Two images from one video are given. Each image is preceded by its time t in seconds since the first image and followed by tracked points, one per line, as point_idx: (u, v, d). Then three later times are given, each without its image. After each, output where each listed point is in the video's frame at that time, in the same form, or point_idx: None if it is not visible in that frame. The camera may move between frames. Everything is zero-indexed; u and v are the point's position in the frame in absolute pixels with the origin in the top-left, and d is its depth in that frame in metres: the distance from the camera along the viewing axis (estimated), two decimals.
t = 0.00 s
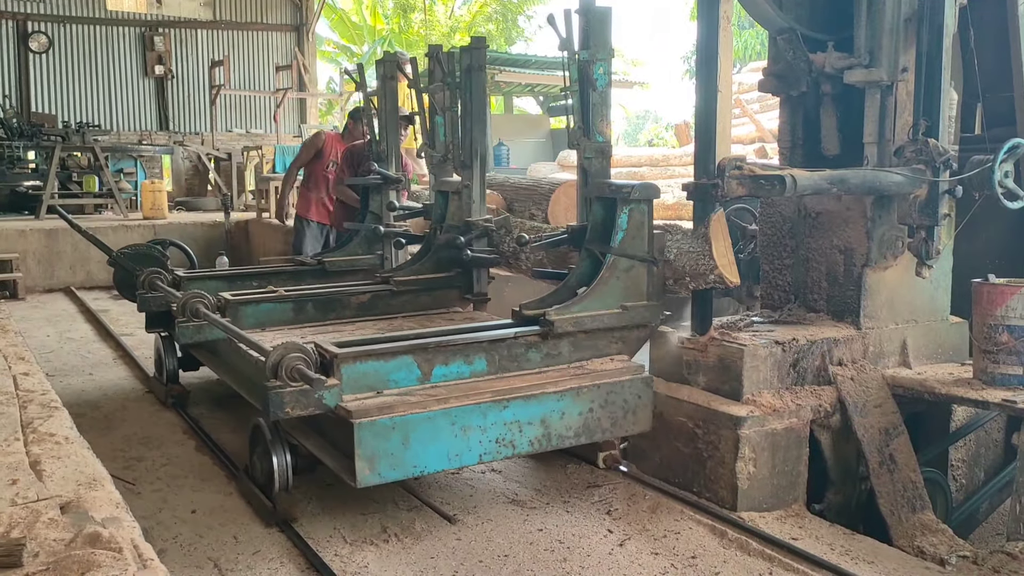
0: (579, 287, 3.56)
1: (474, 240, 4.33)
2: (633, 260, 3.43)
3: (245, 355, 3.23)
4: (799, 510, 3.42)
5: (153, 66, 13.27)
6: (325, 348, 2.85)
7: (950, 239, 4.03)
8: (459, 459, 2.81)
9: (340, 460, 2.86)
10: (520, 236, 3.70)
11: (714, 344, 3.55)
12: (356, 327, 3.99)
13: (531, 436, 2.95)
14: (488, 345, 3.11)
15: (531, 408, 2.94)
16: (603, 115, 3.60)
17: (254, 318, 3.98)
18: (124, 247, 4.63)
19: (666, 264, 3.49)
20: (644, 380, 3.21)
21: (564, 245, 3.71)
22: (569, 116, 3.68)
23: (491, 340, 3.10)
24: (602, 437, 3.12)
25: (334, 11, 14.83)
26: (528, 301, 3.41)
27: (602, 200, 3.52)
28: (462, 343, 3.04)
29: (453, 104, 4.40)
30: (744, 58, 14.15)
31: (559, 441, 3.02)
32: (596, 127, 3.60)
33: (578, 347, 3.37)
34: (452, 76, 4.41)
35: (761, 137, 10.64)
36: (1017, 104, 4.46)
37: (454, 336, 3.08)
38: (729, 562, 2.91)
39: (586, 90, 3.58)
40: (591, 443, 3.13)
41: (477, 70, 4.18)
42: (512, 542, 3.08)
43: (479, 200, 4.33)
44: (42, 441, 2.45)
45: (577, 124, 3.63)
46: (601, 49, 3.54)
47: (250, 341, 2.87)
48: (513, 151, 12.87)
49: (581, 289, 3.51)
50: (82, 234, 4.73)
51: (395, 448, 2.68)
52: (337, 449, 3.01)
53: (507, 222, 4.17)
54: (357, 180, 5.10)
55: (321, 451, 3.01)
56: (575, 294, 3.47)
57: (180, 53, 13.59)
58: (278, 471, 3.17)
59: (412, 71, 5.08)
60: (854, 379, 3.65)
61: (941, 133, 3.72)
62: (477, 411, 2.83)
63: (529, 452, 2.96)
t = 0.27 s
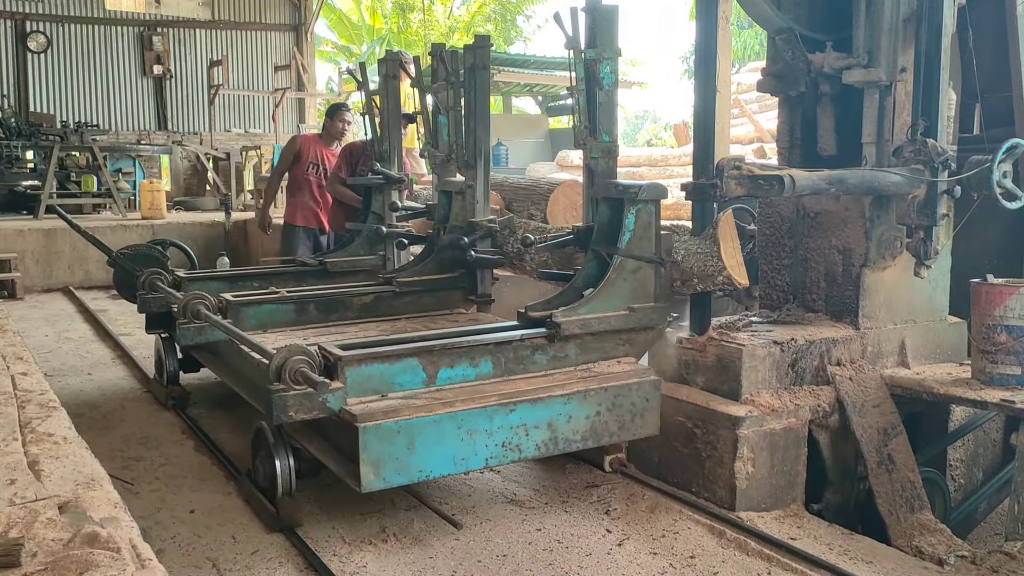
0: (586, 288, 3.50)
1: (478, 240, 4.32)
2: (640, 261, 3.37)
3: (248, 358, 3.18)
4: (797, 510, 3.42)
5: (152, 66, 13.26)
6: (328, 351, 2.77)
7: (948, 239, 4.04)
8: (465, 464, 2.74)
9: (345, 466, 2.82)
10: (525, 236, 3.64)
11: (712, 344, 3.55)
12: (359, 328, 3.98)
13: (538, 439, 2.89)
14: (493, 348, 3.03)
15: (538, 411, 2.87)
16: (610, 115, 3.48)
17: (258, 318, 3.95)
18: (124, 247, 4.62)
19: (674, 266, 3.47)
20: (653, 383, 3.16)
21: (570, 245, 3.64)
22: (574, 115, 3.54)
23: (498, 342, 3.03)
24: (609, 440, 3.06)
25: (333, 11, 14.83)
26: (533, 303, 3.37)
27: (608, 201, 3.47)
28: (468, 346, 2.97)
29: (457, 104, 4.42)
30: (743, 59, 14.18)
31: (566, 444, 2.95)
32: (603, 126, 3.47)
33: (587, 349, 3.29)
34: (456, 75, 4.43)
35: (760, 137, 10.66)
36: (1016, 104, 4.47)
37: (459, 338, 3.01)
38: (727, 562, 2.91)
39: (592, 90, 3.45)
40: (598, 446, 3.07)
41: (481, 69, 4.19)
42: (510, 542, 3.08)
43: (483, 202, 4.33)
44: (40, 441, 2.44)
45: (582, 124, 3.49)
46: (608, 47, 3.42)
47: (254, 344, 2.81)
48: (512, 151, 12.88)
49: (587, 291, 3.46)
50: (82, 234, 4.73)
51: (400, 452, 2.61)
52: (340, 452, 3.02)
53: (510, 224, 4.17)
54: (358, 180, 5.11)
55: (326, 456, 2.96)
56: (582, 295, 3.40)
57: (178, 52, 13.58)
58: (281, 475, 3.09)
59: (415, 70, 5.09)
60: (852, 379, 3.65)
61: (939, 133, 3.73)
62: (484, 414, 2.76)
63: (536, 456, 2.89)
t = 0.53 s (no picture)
0: (592, 290, 3.46)
1: (481, 240, 4.22)
2: (647, 262, 3.34)
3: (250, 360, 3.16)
4: (796, 510, 3.43)
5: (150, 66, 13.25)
6: (333, 354, 2.74)
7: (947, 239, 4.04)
8: (471, 468, 2.71)
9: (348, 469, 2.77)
10: (530, 237, 3.54)
11: (711, 344, 3.55)
12: (361, 330, 3.98)
13: (544, 443, 2.86)
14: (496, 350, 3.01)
15: (544, 415, 2.85)
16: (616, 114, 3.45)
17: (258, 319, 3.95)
18: (124, 248, 4.63)
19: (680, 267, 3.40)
20: (659, 385, 3.13)
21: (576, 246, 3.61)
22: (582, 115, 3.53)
23: (503, 345, 3.00)
24: (616, 444, 3.03)
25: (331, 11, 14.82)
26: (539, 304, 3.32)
27: (615, 201, 3.43)
28: (473, 349, 2.94)
29: (459, 104, 4.42)
30: (741, 59, 14.20)
31: (573, 449, 2.92)
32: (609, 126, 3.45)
33: (593, 351, 3.27)
34: (458, 74, 4.41)
35: (758, 137, 10.67)
36: (1015, 104, 4.48)
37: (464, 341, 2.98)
38: (726, 562, 2.91)
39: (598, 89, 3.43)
40: (604, 450, 3.04)
41: (485, 68, 4.19)
42: (509, 542, 3.08)
43: (486, 202, 4.28)
44: (39, 441, 2.45)
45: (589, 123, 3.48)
46: (614, 46, 3.39)
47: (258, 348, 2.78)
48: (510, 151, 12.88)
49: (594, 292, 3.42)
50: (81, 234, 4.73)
51: (405, 457, 2.58)
52: (344, 456, 2.91)
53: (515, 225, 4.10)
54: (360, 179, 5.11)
55: (330, 461, 2.87)
56: (588, 297, 3.36)
57: (176, 52, 13.57)
58: (284, 480, 3.09)
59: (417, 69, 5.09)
60: (850, 379, 3.66)
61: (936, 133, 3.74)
62: (489, 418, 2.73)
63: (542, 460, 2.86)
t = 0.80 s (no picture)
0: (597, 291, 3.45)
1: (484, 242, 4.24)
2: (653, 263, 3.31)
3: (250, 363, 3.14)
4: (793, 510, 3.43)
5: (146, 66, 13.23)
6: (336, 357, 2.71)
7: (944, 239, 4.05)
8: (477, 473, 2.71)
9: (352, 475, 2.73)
10: (535, 238, 3.49)
11: (709, 344, 3.55)
12: (362, 332, 3.97)
13: (550, 448, 2.86)
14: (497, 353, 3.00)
15: (550, 419, 2.84)
16: (621, 114, 3.41)
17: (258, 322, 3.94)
18: (122, 249, 4.61)
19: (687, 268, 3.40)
20: (666, 389, 3.12)
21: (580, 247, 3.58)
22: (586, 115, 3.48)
23: (509, 348, 2.97)
24: (622, 448, 3.04)
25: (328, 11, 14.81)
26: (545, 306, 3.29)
27: (621, 202, 3.41)
28: (478, 352, 2.91)
29: (461, 103, 4.39)
30: (737, 59, 14.23)
31: (580, 453, 2.92)
32: (614, 126, 3.40)
33: (598, 354, 3.24)
34: (460, 74, 4.38)
35: (755, 138, 10.67)
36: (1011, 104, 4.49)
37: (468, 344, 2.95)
38: (723, 562, 2.91)
39: (603, 89, 3.37)
40: (610, 454, 3.04)
41: (487, 67, 4.17)
42: (507, 542, 3.08)
43: (488, 202, 4.28)
44: (36, 442, 2.44)
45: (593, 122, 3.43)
46: (619, 45, 3.34)
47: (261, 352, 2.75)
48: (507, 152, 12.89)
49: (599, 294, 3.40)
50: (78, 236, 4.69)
51: (410, 462, 2.57)
52: (347, 462, 2.91)
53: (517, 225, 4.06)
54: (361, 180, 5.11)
55: (333, 467, 2.84)
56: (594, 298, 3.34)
57: (173, 53, 13.56)
58: (287, 486, 3.01)
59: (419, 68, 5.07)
60: (848, 378, 3.66)
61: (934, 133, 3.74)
62: (495, 422, 2.72)
63: (548, 465, 2.86)
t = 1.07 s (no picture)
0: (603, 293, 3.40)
1: (488, 242, 4.32)
2: (660, 264, 3.29)
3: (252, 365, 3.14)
4: (790, 509, 3.43)
5: (143, 66, 13.22)
6: (340, 360, 2.71)
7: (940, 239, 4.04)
8: (483, 478, 2.69)
9: (355, 480, 2.69)
10: (539, 240, 3.50)
11: (706, 344, 3.55)
12: (365, 334, 3.96)
13: (557, 452, 2.84)
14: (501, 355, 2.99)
15: (557, 423, 2.82)
16: (627, 113, 3.40)
17: (259, 323, 3.93)
18: (119, 250, 4.59)
19: (694, 269, 3.41)
20: (675, 392, 3.10)
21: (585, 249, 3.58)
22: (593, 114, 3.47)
23: (514, 351, 2.96)
24: (630, 452, 3.02)
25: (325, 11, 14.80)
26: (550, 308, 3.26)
27: (627, 203, 3.41)
28: (483, 355, 2.90)
29: (464, 102, 4.39)
30: (735, 59, 14.25)
31: (587, 457, 2.91)
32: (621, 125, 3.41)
33: (606, 357, 3.22)
34: (463, 73, 4.38)
35: (752, 138, 10.67)
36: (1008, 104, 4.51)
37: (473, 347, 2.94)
38: (721, 562, 2.91)
39: (609, 87, 3.37)
40: (618, 458, 3.02)
41: (490, 66, 4.16)
42: (504, 542, 3.08)
43: (492, 202, 4.28)
44: (33, 442, 2.44)
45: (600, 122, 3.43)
46: (625, 43, 3.33)
47: (263, 354, 2.73)
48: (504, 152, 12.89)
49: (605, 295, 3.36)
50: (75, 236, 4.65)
51: (415, 467, 2.55)
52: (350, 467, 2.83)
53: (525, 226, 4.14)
54: (363, 180, 5.12)
55: (337, 471, 2.78)
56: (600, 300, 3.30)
57: (170, 53, 13.54)
58: (289, 491, 2.98)
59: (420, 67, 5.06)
60: (845, 378, 3.66)
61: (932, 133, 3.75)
62: (501, 427, 2.70)
63: (555, 469, 2.85)
